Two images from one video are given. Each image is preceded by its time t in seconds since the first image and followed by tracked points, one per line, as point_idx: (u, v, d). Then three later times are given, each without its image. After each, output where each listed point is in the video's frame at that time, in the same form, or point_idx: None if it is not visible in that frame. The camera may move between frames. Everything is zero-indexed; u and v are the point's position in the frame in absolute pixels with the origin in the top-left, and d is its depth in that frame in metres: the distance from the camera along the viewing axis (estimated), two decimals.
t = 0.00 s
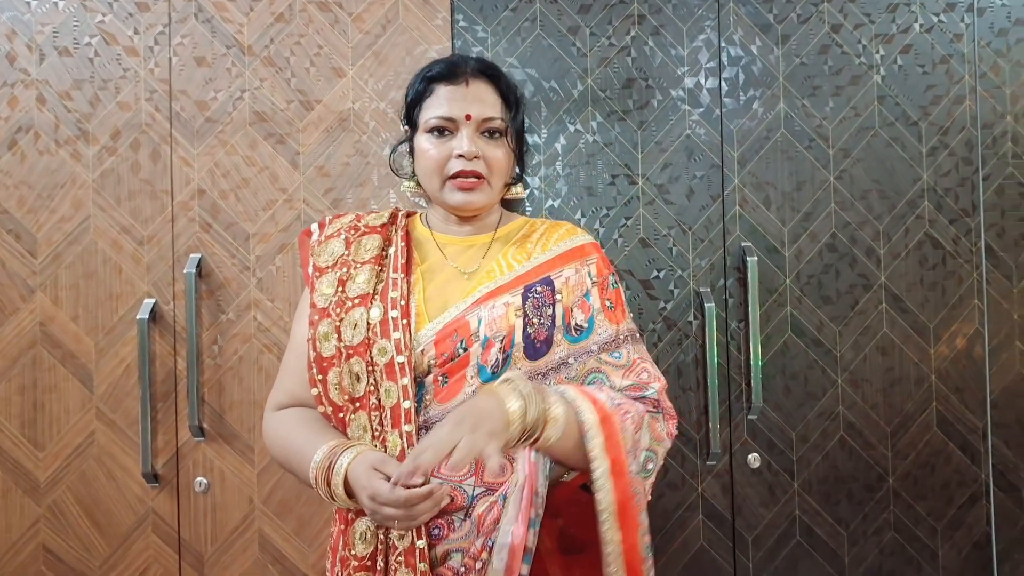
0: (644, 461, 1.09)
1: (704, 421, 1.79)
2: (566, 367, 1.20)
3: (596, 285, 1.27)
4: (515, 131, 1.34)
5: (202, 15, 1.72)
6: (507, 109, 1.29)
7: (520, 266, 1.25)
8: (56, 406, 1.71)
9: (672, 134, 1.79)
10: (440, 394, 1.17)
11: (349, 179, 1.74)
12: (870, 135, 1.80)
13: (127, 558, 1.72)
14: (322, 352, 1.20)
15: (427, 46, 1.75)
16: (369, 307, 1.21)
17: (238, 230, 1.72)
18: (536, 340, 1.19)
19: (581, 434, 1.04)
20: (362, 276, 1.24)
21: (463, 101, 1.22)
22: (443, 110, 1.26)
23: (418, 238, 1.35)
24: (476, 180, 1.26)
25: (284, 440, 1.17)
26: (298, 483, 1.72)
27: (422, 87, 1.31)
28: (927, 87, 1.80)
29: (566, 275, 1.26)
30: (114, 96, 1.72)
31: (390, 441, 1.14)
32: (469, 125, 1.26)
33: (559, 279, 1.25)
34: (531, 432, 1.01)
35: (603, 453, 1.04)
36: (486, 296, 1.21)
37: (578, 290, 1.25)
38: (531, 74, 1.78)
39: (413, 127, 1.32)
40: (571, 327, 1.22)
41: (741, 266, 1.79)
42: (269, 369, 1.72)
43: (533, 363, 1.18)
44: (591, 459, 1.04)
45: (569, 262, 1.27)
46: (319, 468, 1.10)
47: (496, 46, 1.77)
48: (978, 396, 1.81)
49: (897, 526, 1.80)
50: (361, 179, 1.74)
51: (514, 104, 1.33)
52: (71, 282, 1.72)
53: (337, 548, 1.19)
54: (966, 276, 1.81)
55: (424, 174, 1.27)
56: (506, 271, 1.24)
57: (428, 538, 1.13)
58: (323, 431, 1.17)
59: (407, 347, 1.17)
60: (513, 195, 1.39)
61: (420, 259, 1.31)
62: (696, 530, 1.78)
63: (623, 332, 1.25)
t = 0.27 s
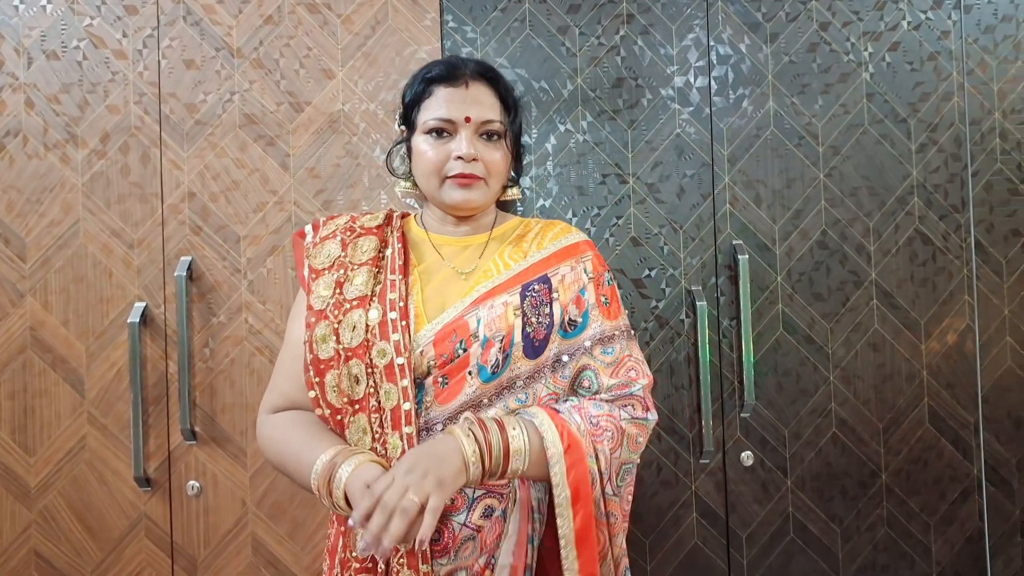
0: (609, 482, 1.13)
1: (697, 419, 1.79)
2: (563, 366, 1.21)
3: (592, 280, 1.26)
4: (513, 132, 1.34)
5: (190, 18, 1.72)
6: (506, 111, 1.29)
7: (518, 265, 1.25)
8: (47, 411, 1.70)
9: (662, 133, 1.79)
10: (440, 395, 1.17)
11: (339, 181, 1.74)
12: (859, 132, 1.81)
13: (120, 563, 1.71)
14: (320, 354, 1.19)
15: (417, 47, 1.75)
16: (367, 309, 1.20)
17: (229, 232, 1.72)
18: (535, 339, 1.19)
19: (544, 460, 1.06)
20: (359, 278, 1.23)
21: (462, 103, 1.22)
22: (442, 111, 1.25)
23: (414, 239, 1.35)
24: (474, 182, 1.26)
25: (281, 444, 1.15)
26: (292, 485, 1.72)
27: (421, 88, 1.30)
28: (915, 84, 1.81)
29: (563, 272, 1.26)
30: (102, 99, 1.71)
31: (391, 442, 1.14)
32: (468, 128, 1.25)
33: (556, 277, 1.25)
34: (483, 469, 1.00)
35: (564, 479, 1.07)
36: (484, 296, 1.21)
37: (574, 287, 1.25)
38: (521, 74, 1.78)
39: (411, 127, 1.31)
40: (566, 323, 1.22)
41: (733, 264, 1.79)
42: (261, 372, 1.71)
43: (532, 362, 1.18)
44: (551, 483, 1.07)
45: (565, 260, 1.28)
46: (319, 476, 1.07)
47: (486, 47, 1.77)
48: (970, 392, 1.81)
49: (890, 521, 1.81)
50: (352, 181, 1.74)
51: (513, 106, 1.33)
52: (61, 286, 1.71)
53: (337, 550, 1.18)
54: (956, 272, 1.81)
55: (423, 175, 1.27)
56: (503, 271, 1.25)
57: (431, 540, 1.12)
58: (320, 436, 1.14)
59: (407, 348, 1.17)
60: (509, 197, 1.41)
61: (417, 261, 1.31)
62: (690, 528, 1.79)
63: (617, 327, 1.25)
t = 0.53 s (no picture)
0: (618, 489, 1.15)
1: (696, 420, 1.79)
2: (569, 368, 1.23)
3: (596, 283, 1.28)
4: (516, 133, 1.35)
5: (190, 20, 1.73)
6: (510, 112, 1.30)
7: (522, 266, 1.27)
8: (48, 412, 1.71)
9: (661, 134, 1.79)
10: (445, 397, 1.18)
11: (339, 181, 1.74)
12: (858, 132, 1.81)
13: (120, 563, 1.71)
14: (324, 355, 1.20)
15: (416, 48, 1.76)
16: (372, 310, 1.21)
17: (228, 233, 1.73)
18: (540, 341, 1.20)
19: (558, 467, 1.08)
20: (363, 279, 1.25)
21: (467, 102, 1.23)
22: (445, 110, 1.26)
23: (417, 240, 1.36)
24: (477, 180, 1.26)
25: (286, 449, 1.17)
26: (291, 486, 1.72)
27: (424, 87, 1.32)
28: (914, 84, 1.81)
29: (567, 274, 1.27)
30: (103, 101, 1.72)
31: (397, 444, 1.15)
32: (471, 126, 1.26)
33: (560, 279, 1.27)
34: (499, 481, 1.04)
35: (575, 486, 1.10)
36: (489, 298, 1.22)
37: (579, 289, 1.26)
38: (519, 75, 1.78)
39: (415, 127, 1.32)
40: (572, 327, 1.24)
41: (731, 264, 1.79)
42: (260, 372, 1.72)
43: (537, 363, 1.20)
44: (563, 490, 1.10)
45: (569, 262, 1.29)
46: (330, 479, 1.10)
47: (485, 48, 1.77)
48: (970, 392, 1.81)
49: (891, 522, 1.80)
50: (351, 181, 1.74)
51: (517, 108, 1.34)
52: (62, 287, 1.72)
53: (342, 550, 1.20)
54: (956, 272, 1.81)
55: (426, 173, 1.28)
56: (508, 272, 1.26)
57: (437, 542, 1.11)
58: (326, 440, 1.17)
59: (412, 350, 1.18)
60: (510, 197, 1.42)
61: (420, 262, 1.32)
62: (690, 529, 1.78)
63: (622, 331, 1.27)
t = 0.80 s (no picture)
0: (622, 475, 1.12)
1: (695, 419, 1.78)
2: (572, 369, 1.22)
3: (598, 285, 1.28)
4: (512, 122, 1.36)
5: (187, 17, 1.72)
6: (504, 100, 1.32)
7: (523, 266, 1.27)
8: (44, 411, 1.70)
9: (659, 132, 1.79)
10: (447, 396, 1.17)
11: (337, 179, 1.74)
12: (857, 131, 1.81)
13: (116, 563, 1.70)
14: (324, 352, 1.20)
15: (414, 46, 1.75)
16: (373, 308, 1.22)
17: (225, 232, 1.72)
18: (542, 341, 1.20)
19: (562, 449, 1.07)
20: (364, 277, 1.25)
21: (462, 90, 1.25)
22: (441, 102, 1.28)
23: (418, 238, 1.36)
24: (479, 168, 1.27)
25: (286, 444, 1.17)
26: (288, 485, 1.71)
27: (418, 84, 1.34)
28: (913, 83, 1.81)
29: (569, 275, 1.28)
30: (100, 98, 1.71)
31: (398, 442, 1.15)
32: (467, 115, 1.28)
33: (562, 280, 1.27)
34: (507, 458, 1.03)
35: (581, 468, 1.08)
36: (490, 297, 1.22)
37: (581, 290, 1.26)
38: (518, 74, 1.78)
39: (411, 125, 1.34)
40: (574, 328, 1.23)
41: (730, 263, 1.79)
42: (257, 371, 1.71)
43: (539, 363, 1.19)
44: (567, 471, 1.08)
45: (571, 263, 1.29)
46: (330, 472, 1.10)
47: (483, 46, 1.77)
48: (969, 391, 1.81)
49: (889, 522, 1.80)
50: (348, 180, 1.74)
51: (511, 96, 1.36)
52: (58, 285, 1.71)
53: (340, 550, 1.20)
54: (955, 271, 1.81)
55: (426, 166, 1.29)
56: (509, 271, 1.26)
57: (438, 540, 1.14)
58: (326, 437, 1.16)
59: (413, 348, 1.18)
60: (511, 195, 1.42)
61: (421, 259, 1.32)
62: (688, 528, 1.78)
63: (625, 332, 1.26)
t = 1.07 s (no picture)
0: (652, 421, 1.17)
1: (695, 418, 1.78)
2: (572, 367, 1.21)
3: (597, 286, 1.28)
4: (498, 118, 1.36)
5: (185, 19, 1.72)
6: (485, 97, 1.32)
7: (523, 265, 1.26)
8: (43, 413, 1.70)
9: (657, 131, 1.78)
10: (446, 393, 1.18)
11: (335, 180, 1.74)
12: (856, 129, 1.80)
13: (117, 565, 1.71)
14: (325, 350, 1.20)
15: (411, 46, 1.75)
16: (374, 305, 1.22)
17: (224, 233, 1.72)
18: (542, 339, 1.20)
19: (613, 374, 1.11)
20: (365, 275, 1.25)
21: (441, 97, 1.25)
22: (424, 112, 1.29)
23: (418, 236, 1.36)
24: (473, 170, 1.28)
25: (286, 441, 1.19)
26: (288, 486, 1.71)
27: (398, 98, 1.35)
28: (912, 80, 1.80)
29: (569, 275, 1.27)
30: (98, 101, 1.72)
31: (399, 439, 1.16)
32: (452, 121, 1.29)
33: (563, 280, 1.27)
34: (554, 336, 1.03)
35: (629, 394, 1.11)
36: (491, 296, 1.22)
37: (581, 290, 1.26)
38: (516, 73, 1.77)
39: (398, 139, 1.35)
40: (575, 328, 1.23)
41: (729, 262, 1.79)
42: (256, 373, 1.71)
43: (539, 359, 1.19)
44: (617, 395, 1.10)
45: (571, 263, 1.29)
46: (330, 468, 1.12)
47: (481, 45, 1.77)
48: (970, 389, 1.80)
49: (891, 521, 1.79)
50: (346, 181, 1.74)
51: (491, 92, 1.36)
52: (58, 288, 1.71)
53: (340, 549, 1.20)
54: (955, 269, 1.80)
55: (420, 177, 1.30)
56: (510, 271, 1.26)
57: (439, 538, 1.14)
58: (327, 432, 1.18)
59: (414, 346, 1.19)
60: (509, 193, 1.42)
61: (422, 257, 1.32)
62: (689, 528, 1.77)
63: (625, 333, 1.26)
